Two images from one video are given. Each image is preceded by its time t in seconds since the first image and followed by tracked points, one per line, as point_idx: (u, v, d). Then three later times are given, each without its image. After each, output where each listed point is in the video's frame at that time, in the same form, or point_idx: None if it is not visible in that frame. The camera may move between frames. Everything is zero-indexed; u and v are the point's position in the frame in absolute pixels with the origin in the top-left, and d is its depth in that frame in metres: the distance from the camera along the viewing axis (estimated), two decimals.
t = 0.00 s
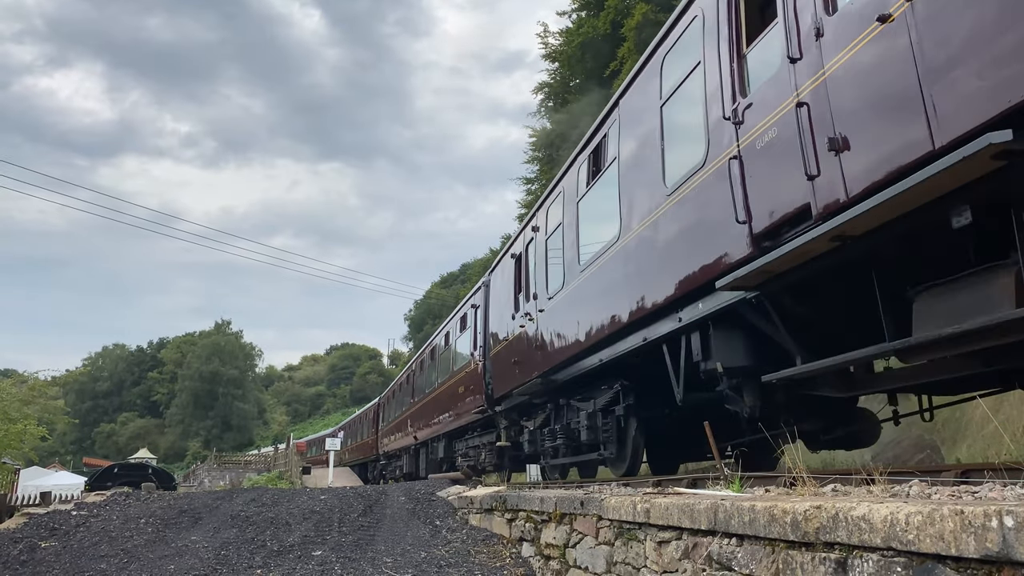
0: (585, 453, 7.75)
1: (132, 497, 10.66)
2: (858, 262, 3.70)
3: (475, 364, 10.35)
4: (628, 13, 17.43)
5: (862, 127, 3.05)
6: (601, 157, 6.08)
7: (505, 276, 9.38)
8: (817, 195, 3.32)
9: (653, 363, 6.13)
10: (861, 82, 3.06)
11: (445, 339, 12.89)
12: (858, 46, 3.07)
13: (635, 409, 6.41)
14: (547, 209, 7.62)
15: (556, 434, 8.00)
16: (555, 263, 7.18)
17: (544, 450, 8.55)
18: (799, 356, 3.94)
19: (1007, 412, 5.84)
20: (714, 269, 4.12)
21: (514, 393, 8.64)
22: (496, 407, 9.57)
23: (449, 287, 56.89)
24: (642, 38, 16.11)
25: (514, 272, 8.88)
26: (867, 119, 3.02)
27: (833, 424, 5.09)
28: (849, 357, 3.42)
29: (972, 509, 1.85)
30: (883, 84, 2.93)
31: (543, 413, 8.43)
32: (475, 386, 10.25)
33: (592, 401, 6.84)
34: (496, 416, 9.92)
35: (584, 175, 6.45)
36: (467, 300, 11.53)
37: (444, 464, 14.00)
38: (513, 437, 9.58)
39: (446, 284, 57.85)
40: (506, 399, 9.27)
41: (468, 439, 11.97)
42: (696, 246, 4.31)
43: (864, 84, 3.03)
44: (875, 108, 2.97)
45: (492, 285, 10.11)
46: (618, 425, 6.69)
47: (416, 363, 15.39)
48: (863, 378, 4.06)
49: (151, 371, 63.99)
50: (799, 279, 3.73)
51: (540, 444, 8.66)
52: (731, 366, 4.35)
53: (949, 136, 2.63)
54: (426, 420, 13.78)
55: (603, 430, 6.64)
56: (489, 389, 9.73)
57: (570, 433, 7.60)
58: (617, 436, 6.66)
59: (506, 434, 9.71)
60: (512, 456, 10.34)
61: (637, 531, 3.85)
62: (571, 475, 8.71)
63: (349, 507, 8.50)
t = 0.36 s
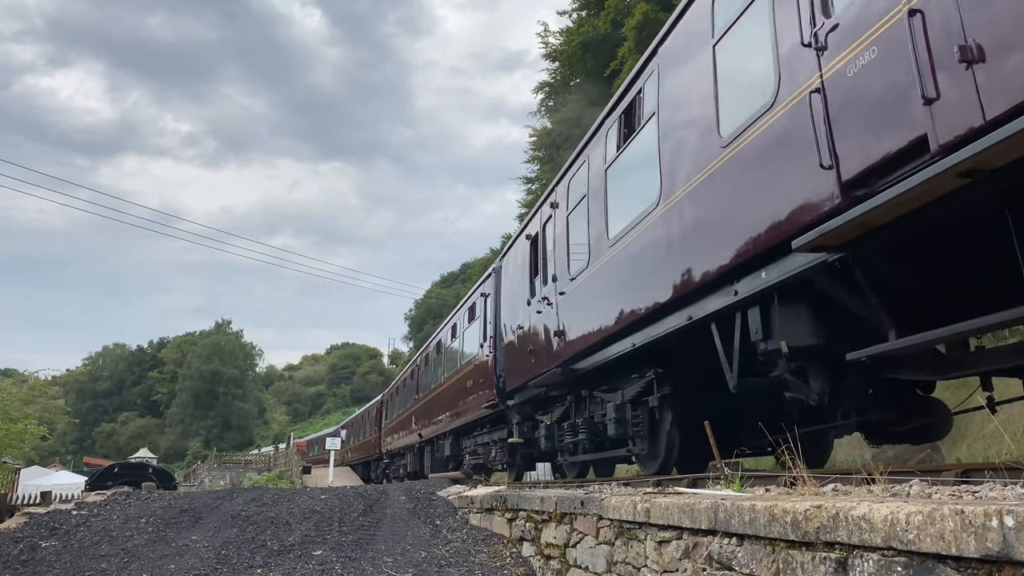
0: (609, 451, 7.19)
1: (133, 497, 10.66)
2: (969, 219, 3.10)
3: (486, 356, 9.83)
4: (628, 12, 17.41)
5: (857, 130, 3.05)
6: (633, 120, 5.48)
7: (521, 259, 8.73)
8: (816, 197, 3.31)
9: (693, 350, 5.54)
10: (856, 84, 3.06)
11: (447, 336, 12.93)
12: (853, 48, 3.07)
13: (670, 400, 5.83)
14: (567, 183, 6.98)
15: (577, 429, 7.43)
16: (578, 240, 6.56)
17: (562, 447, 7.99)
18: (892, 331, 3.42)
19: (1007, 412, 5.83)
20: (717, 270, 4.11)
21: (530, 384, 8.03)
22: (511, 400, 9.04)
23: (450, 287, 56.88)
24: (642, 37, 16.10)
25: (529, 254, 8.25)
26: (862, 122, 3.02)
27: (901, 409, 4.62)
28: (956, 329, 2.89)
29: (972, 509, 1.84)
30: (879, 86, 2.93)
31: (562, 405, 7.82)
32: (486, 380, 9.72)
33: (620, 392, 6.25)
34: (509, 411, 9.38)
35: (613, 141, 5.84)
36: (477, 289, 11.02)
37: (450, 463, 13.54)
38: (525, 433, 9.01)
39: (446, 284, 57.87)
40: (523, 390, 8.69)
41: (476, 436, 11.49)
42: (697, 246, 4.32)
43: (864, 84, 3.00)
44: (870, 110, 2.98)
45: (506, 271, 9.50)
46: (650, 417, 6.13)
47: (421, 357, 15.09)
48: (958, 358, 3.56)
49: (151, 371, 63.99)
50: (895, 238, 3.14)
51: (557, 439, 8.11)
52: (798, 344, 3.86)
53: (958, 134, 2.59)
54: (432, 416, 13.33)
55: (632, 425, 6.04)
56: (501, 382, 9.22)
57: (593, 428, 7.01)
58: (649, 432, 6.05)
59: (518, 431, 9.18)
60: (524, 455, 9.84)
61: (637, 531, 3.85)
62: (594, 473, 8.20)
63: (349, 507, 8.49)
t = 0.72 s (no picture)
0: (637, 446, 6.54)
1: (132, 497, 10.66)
2: None
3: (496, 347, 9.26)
4: (629, 12, 17.40)
5: (857, 130, 3.07)
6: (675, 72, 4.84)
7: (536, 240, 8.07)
8: (816, 198, 3.34)
9: (743, 330, 4.89)
10: (855, 85, 3.08)
11: (449, 335, 12.87)
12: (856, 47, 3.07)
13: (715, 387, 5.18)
14: (585, 163, 6.57)
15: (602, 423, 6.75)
16: (606, 212, 5.92)
17: (584, 443, 7.34)
18: None
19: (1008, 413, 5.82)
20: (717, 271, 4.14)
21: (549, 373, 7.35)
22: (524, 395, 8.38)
23: (450, 287, 56.88)
24: (643, 37, 16.10)
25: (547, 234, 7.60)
26: (861, 123, 3.05)
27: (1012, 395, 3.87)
28: None
29: (973, 508, 1.85)
30: (876, 88, 2.96)
31: (585, 397, 7.17)
32: (496, 373, 9.16)
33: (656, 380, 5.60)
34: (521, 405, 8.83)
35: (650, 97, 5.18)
36: (486, 278, 10.49)
37: (457, 462, 13.16)
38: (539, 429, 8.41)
39: (447, 284, 57.87)
40: (539, 380, 8.01)
41: (486, 433, 11.04)
42: (699, 245, 4.32)
43: (868, 80, 3.00)
44: (869, 111, 3.00)
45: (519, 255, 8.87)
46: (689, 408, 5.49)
47: (425, 354, 14.90)
48: None
49: (151, 371, 64.01)
50: None
51: (578, 434, 7.48)
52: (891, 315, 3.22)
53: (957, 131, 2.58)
54: (437, 413, 12.93)
55: (669, 417, 5.37)
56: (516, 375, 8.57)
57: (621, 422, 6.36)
58: (689, 425, 5.37)
59: (533, 426, 8.49)
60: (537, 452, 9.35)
61: (637, 531, 3.85)
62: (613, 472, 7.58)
63: (350, 506, 8.49)
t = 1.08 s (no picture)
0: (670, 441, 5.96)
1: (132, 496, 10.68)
2: None
3: (510, 338, 8.67)
4: (629, 12, 17.41)
5: (861, 130, 3.06)
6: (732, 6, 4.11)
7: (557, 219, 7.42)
8: (818, 199, 3.32)
9: (803, 308, 4.30)
10: (858, 85, 3.07)
11: (451, 333, 12.77)
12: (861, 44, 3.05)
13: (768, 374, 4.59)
14: (585, 165, 6.59)
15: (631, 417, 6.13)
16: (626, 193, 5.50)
17: (608, 439, 6.75)
18: None
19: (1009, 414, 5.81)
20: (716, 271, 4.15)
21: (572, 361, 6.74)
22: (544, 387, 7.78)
23: (450, 287, 56.89)
24: (643, 37, 16.11)
25: (569, 212, 6.96)
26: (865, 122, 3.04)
27: None
28: None
29: (973, 508, 1.85)
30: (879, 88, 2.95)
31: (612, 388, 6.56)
32: (510, 365, 8.58)
33: (700, 366, 5.00)
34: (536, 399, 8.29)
35: (699, 39, 4.44)
36: (499, 264, 9.90)
37: (463, 460, 12.85)
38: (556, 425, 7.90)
39: (447, 284, 57.89)
40: (560, 370, 7.38)
41: (495, 431, 10.60)
42: (701, 245, 4.31)
43: (875, 77, 2.97)
44: (872, 111, 3.00)
45: (535, 238, 8.23)
46: (737, 396, 4.91)
47: (427, 352, 14.74)
48: None
49: (151, 371, 64.04)
50: None
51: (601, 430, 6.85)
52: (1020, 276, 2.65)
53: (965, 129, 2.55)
54: (443, 410, 12.58)
55: (713, 408, 4.86)
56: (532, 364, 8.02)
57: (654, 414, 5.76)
58: (735, 417, 4.86)
59: (547, 423, 8.13)
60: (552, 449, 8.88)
61: (637, 531, 3.85)
62: (637, 470, 6.98)
63: (350, 506, 8.49)
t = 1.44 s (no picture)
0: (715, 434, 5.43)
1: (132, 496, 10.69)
2: None
3: (525, 326, 7.98)
4: (629, 12, 17.40)
5: (860, 131, 3.05)
6: None
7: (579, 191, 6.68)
8: (818, 200, 3.31)
9: (893, 277, 3.65)
10: (855, 86, 3.06)
11: (452, 332, 12.69)
12: (860, 44, 3.02)
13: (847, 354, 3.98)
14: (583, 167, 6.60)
15: (670, 408, 5.59)
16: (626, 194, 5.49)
17: (640, 434, 6.20)
18: None
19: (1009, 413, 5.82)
20: (714, 273, 4.15)
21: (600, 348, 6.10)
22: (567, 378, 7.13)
23: (450, 287, 56.89)
24: (643, 37, 16.11)
25: (594, 181, 6.20)
26: (864, 123, 3.03)
27: None
28: None
29: (973, 508, 1.85)
30: (876, 90, 2.94)
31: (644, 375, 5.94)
32: (526, 355, 7.89)
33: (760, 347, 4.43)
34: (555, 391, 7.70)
35: None
36: (510, 247, 9.23)
37: (471, 459, 12.48)
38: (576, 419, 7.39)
39: (447, 284, 57.88)
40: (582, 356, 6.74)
41: (507, 427, 10.08)
42: (700, 245, 4.29)
43: (876, 76, 2.94)
44: (870, 112, 2.99)
45: (552, 214, 7.51)
46: (803, 380, 4.42)
47: (428, 350, 14.62)
48: None
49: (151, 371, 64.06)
50: None
51: (632, 425, 6.29)
52: None
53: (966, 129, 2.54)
54: (449, 408, 12.16)
55: (775, 396, 4.39)
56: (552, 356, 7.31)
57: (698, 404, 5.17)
58: (801, 406, 4.40)
59: (567, 418, 7.50)
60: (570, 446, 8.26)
61: (637, 531, 3.85)
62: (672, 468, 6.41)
63: (350, 507, 8.48)
